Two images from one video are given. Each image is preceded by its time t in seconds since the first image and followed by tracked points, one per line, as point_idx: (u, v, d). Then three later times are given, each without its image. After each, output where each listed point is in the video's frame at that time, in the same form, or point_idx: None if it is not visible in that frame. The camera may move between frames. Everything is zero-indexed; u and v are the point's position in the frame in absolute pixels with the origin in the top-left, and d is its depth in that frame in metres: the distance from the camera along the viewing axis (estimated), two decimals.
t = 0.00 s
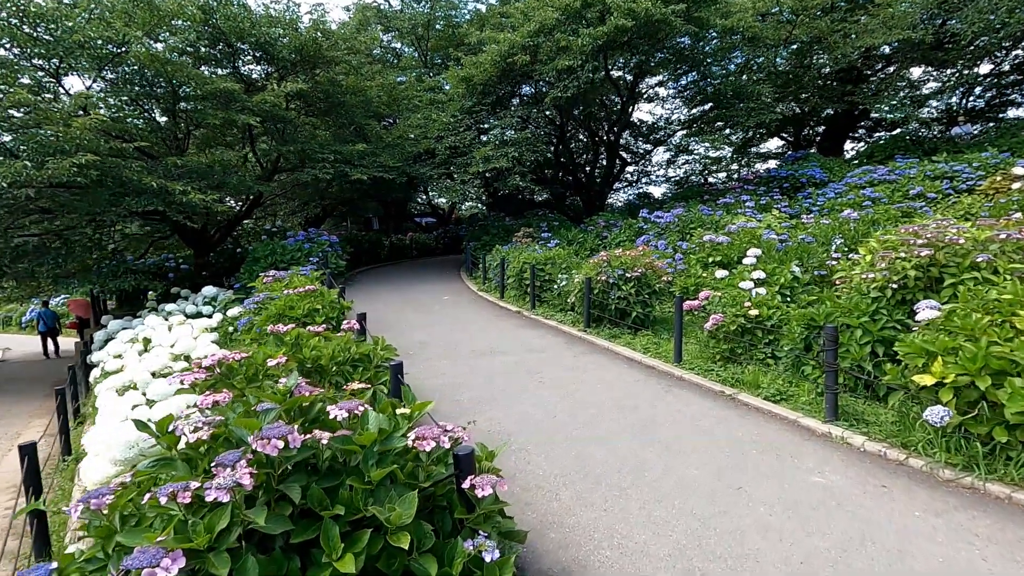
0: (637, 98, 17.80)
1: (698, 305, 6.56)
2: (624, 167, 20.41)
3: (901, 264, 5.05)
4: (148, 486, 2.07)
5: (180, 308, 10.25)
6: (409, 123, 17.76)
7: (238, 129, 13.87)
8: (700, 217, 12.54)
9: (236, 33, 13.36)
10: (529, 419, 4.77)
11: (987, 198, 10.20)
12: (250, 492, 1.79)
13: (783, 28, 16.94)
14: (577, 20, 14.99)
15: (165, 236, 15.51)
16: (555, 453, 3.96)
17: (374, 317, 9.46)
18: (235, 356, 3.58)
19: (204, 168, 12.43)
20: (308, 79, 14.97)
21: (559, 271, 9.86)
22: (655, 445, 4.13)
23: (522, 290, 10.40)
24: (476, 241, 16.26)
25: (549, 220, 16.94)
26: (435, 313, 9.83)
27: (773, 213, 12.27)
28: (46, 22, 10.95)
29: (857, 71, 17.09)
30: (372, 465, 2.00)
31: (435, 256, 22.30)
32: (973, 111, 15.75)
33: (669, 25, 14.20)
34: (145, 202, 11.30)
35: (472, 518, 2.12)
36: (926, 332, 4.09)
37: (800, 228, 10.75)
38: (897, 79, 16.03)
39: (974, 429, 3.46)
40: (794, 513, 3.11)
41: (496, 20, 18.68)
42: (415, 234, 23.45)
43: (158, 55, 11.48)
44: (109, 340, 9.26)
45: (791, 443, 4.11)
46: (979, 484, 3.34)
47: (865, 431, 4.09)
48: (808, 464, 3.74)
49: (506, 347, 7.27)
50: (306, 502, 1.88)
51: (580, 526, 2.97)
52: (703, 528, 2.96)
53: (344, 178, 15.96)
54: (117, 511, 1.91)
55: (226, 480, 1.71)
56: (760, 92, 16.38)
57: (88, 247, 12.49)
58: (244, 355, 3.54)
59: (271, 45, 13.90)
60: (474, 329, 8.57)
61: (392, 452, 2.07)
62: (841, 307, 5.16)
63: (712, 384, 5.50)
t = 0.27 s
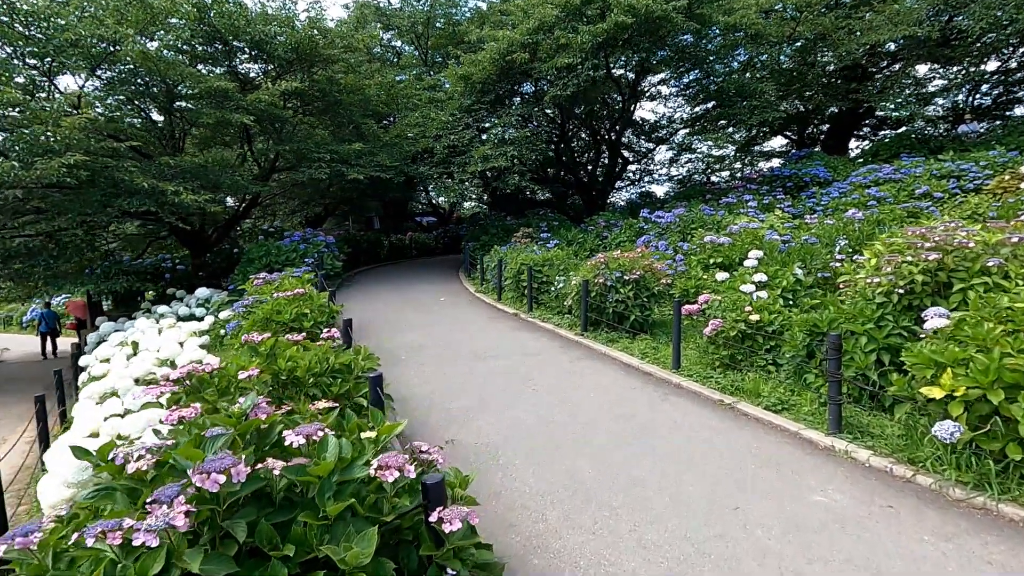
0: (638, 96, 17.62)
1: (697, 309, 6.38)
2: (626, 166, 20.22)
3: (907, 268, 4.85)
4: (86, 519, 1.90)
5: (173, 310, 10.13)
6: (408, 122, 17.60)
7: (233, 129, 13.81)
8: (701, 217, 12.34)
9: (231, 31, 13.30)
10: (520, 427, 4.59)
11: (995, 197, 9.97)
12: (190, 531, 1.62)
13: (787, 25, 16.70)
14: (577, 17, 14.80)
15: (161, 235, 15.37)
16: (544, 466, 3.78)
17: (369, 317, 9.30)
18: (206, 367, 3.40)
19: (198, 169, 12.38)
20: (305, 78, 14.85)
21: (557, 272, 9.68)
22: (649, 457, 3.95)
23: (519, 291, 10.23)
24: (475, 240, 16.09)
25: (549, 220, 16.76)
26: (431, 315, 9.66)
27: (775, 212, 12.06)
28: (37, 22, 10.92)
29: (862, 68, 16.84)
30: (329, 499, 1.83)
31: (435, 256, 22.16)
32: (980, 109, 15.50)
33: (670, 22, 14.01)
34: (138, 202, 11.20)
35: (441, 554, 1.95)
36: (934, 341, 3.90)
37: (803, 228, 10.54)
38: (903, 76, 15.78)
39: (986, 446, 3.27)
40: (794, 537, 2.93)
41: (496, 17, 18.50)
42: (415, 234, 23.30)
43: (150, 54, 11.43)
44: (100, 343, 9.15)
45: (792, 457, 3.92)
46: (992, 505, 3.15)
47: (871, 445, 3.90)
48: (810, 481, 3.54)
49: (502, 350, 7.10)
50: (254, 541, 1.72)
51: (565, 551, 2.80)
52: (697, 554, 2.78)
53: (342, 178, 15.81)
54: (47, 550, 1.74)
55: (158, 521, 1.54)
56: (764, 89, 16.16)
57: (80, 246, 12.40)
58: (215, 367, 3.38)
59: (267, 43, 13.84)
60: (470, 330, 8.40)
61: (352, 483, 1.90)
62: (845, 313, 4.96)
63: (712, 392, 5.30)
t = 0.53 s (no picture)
0: (650, 89, 17.32)
1: (708, 308, 6.14)
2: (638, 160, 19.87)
3: (932, 266, 4.59)
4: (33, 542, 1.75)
5: (177, 306, 10.08)
6: (416, 116, 17.43)
7: (241, 123, 13.75)
8: (714, 212, 12.05)
9: (237, 24, 13.22)
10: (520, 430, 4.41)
11: (1021, 191, 9.58)
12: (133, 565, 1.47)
13: (803, 14, 16.26)
14: (587, 8, 14.52)
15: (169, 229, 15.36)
16: (544, 474, 3.60)
17: (373, 315, 9.17)
18: (188, 370, 3.25)
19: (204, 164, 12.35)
20: (312, 72, 14.75)
21: (565, 269, 9.46)
22: (655, 466, 3.74)
23: (526, 288, 10.03)
24: (483, 235, 15.91)
25: (558, 215, 16.54)
26: (436, 313, 9.51)
27: (790, 207, 11.75)
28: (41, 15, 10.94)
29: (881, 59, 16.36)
30: (293, 526, 1.66)
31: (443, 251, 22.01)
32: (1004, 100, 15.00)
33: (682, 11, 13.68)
34: (144, 196, 11.18)
35: None
36: (963, 346, 3.65)
37: (819, 224, 10.23)
38: (924, 67, 15.30)
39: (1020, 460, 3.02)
40: (810, 559, 2.71)
41: (505, 9, 18.25)
42: (423, 229, 23.18)
43: (155, 47, 11.42)
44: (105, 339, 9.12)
45: (808, 468, 3.69)
46: None
47: (892, 456, 3.66)
48: (827, 496, 3.32)
49: (506, 349, 6.92)
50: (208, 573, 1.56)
51: (561, 572, 2.62)
52: None
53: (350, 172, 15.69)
54: None
55: (93, 556, 1.37)
56: (779, 81, 15.74)
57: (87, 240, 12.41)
58: (197, 370, 3.21)
59: (273, 36, 13.75)
60: (474, 329, 8.23)
61: (321, 506, 1.74)
62: (865, 314, 4.71)
63: (723, 396, 5.07)
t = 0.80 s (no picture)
0: (663, 83, 16.97)
1: (724, 310, 5.84)
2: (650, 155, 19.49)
3: (969, 268, 4.26)
4: None
5: (182, 304, 9.96)
6: (425, 111, 17.21)
7: (248, 118, 13.67)
8: (729, 208, 11.68)
9: (242, 18, 13.09)
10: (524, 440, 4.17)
11: None
12: None
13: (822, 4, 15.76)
14: None
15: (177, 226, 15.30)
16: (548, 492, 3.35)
17: (377, 314, 8.97)
18: (167, 379, 3.04)
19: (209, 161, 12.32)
20: (319, 67, 14.59)
21: (574, 267, 9.19)
22: (668, 482, 3.48)
23: (534, 286, 9.78)
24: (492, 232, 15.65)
25: (568, 211, 16.25)
26: (442, 312, 9.29)
27: (808, 203, 11.35)
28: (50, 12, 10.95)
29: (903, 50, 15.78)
30: None
31: (452, 248, 21.79)
32: None
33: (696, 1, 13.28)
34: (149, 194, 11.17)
35: None
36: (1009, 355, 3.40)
37: (839, 220, 9.84)
38: (948, 58, 14.73)
39: None
40: None
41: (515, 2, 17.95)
42: (433, 225, 22.99)
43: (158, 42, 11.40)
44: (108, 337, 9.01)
45: (834, 488, 3.41)
46: None
47: (927, 475, 3.37)
48: (857, 521, 3.04)
49: (511, 351, 6.67)
50: None
51: None
52: None
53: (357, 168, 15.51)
54: None
55: None
56: (798, 72, 15.27)
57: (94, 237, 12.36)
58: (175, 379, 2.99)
59: (278, 31, 13.60)
60: (480, 329, 7.99)
61: (280, 553, 1.51)
62: (894, 318, 4.39)
63: (740, 404, 4.78)
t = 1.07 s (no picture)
0: (674, 77, 16.66)
1: (735, 311, 5.55)
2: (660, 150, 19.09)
3: (1001, 268, 3.96)
4: None
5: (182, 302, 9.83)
6: (430, 107, 16.99)
7: (251, 113, 13.74)
8: (740, 204, 11.34)
9: (244, 12, 13.04)
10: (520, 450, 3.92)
11: None
12: None
13: None
14: None
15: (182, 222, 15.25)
16: (542, 510, 3.11)
17: (378, 313, 8.76)
18: (131, 389, 2.86)
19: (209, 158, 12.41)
20: (323, 62, 14.44)
21: (580, 266, 8.93)
22: (673, 500, 3.23)
23: (539, 285, 9.52)
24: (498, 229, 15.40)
25: (576, 208, 15.97)
26: (444, 311, 9.05)
27: (824, 199, 10.97)
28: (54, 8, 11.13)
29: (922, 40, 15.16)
30: None
31: (459, 245, 21.57)
32: None
33: None
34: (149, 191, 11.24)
35: None
36: None
37: (856, 216, 9.48)
38: (970, 47, 14.19)
39: None
40: None
41: None
42: (440, 222, 22.79)
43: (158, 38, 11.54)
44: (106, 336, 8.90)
45: (855, 509, 3.13)
46: None
47: (958, 495, 3.08)
48: (881, 548, 2.77)
49: (512, 352, 6.42)
50: None
51: None
52: None
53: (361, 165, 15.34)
54: None
55: None
56: (813, 63, 14.82)
57: (96, 234, 12.34)
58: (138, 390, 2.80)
59: (279, 25, 13.50)
60: (482, 329, 7.75)
61: None
62: (919, 321, 4.10)
63: (751, 412, 4.50)
